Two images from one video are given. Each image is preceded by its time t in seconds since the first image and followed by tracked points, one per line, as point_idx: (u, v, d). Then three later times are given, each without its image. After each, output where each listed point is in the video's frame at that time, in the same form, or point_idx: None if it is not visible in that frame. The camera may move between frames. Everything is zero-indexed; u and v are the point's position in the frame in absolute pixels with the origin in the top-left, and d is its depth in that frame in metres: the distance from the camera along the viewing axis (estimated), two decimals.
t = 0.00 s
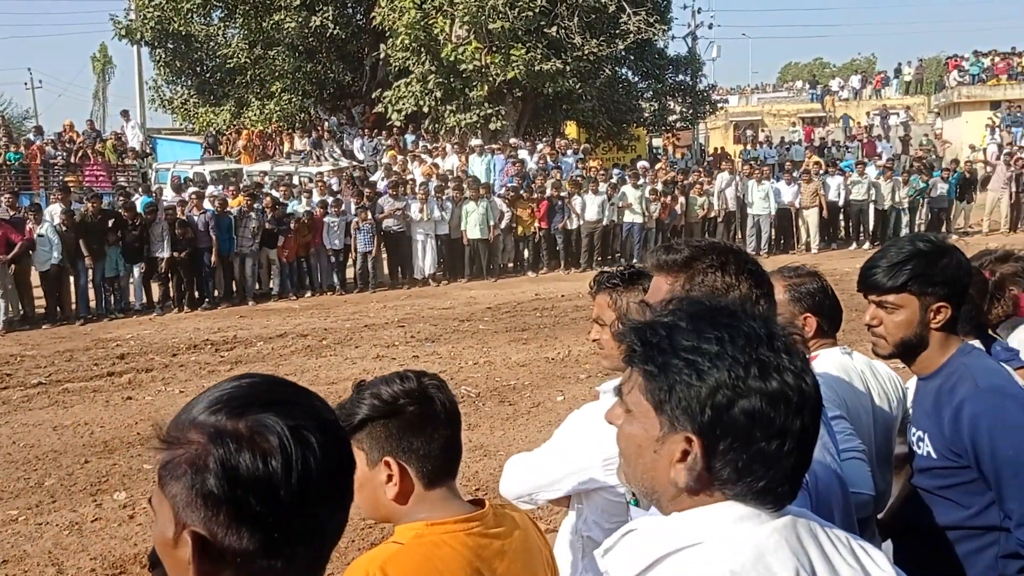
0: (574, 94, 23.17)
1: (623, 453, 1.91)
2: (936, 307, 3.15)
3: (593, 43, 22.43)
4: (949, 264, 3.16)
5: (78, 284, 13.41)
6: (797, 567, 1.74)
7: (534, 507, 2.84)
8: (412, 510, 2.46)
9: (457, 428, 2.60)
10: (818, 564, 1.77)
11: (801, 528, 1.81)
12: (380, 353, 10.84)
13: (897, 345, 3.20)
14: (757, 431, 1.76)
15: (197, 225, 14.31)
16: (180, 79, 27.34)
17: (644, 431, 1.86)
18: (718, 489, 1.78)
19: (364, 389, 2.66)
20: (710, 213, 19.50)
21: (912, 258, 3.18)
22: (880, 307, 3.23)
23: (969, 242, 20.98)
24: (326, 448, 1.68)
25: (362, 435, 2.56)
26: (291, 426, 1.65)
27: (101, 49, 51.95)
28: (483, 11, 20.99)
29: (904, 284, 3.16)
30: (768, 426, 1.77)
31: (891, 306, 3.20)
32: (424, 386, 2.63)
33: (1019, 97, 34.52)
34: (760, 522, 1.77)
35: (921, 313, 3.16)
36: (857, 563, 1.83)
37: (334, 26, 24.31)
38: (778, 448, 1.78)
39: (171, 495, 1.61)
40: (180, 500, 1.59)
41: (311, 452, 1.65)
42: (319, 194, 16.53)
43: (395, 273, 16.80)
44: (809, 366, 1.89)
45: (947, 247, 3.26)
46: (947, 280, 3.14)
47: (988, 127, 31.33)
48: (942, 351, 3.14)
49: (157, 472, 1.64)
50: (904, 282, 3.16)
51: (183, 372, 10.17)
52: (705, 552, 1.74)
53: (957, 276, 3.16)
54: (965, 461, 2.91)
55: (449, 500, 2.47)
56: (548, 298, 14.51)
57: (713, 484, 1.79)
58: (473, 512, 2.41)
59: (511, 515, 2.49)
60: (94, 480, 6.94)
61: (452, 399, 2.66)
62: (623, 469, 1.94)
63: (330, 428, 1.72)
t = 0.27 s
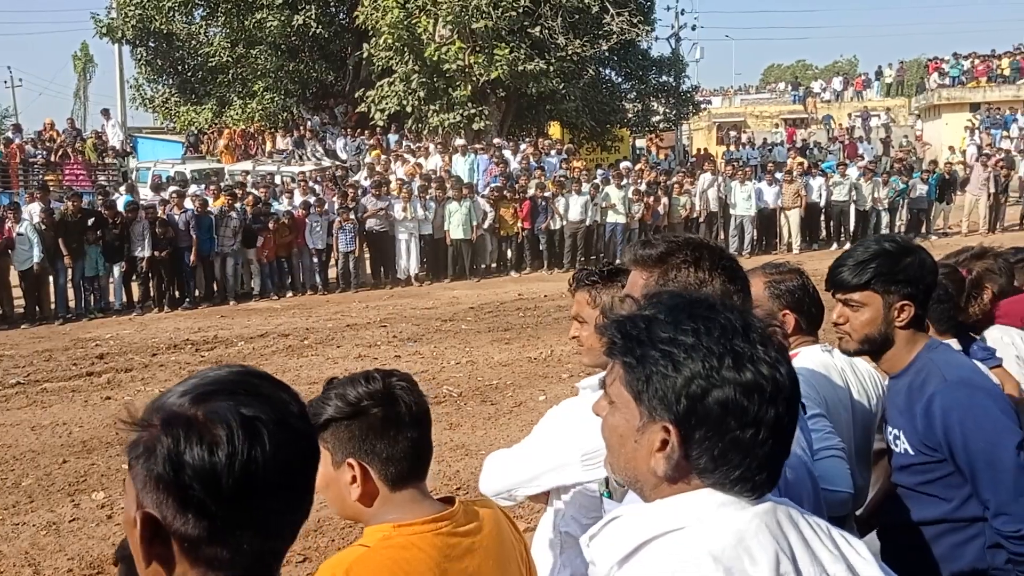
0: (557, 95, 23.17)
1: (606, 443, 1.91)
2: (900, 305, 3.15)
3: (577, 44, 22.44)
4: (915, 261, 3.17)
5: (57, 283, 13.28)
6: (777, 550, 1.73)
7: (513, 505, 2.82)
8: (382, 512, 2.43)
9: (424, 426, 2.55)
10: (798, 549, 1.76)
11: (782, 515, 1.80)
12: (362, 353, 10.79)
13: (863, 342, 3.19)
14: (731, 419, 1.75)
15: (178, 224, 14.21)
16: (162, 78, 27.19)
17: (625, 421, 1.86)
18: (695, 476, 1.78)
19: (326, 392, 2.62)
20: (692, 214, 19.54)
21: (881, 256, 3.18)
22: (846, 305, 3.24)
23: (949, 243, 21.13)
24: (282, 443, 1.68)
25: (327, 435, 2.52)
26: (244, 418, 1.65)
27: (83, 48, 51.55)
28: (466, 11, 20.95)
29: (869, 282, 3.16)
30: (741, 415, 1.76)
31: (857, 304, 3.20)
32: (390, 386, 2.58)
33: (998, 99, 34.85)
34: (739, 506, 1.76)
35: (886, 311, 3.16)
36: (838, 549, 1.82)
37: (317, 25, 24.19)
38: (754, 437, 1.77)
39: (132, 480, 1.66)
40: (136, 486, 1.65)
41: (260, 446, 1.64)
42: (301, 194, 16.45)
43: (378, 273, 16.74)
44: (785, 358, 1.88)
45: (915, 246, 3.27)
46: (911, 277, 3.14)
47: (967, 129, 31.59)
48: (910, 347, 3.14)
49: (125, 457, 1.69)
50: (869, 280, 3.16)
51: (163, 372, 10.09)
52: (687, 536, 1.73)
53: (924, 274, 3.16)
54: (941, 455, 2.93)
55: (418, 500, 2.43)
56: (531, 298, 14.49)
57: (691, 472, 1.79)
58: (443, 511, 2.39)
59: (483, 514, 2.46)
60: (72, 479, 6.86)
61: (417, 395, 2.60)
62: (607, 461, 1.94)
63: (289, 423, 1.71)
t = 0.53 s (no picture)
0: (531, 94, 23.16)
1: (578, 436, 1.92)
2: (866, 302, 3.17)
3: (550, 43, 22.41)
4: (882, 258, 3.20)
5: (22, 281, 13.05)
6: (740, 542, 1.71)
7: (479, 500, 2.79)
8: (335, 513, 2.39)
9: (381, 424, 2.50)
10: (762, 543, 1.74)
11: (748, 508, 1.78)
12: (333, 352, 10.71)
13: (832, 340, 3.22)
14: (690, 415, 1.75)
15: (146, 222, 14.04)
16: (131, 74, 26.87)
17: (595, 414, 1.85)
18: (655, 469, 1.78)
19: (279, 395, 2.56)
20: (664, 213, 19.60)
21: (852, 254, 3.20)
22: (814, 301, 3.27)
23: (917, 243, 21.39)
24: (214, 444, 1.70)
25: (278, 433, 2.49)
26: (174, 417, 1.68)
27: (50, 44, 50.82)
28: (440, 9, 20.90)
29: (834, 278, 3.20)
30: (700, 411, 1.75)
31: (824, 300, 3.23)
32: (342, 387, 2.51)
33: (965, 102, 35.35)
34: (702, 498, 1.74)
35: (852, 307, 3.18)
36: (804, 543, 1.80)
37: (288, 22, 23.97)
38: (713, 432, 1.76)
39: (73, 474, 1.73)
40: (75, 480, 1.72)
41: (185, 447, 1.67)
42: (272, 192, 16.28)
43: (350, 272, 16.63)
44: (749, 356, 1.87)
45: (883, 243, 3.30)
46: (877, 275, 3.17)
47: (935, 131, 32.00)
48: (881, 344, 3.17)
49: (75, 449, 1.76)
50: (837, 277, 3.19)
51: (131, 372, 9.94)
52: (651, 527, 1.71)
53: (894, 271, 3.19)
54: (912, 452, 2.93)
55: (371, 502, 2.39)
56: (504, 297, 14.47)
57: (650, 464, 1.78)
58: (398, 511, 2.36)
59: (441, 513, 2.43)
60: (37, 480, 6.74)
61: (370, 394, 2.54)
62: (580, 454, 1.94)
63: (222, 424, 1.73)
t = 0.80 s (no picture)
0: (503, 91, 23.13)
1: (517, 430, 1.90)
2: (877, 301, 3.15)
3: (523, 40, 22.36)
4: (894, 256, 3.18)
5: None
6: (666, 546, 1.65)
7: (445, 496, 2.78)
8: (287, 512, 2.38)
9: (327, 424, 2.49)
10: (693, 549, 1.68)
11: (679, 511, 1.72)
12: (302, 350, 10.63)
13: (838, 339, 3.20)
14: (600, 412, 1.71)
15: (112, 218, 13.84)
16: (99, 68, 26.54)
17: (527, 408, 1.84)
18: (576, 467, 1.76)
19: (235, 394, 2.59)
20: (635, 211, 19.64)
21: (866, 251, 3.18)
22: (822, 299, 3.24)
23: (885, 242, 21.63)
24: (149, 442, 1.78)
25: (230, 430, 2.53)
26: (111, 417, 1.77)
27: (15, 37, 50.01)
28: (411, 5, 20.82)
29: (843, 275, 3.17)
30: (609, 407, 1.71)
31: (832, 299, 3.20)
32: (288, 387, 2.52)
33: (932, 103, 35.80)
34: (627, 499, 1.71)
35: (862, 305, 3.16)
36: (735, 547, 1.73)
37: (259, 17, 23.73)
38: (629, 429, 1.71)
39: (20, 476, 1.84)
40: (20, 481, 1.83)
41: (120, 448, 1.75)
42: (242, 188, 16.12)
43: (321, 269, 16.53)
44: (677, 349, 1.81)
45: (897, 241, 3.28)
46: (890, 272, 3.14)
47: (902, 131, 32.40)
48: (886, 348, 3.16)
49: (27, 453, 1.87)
50: (849, 276, 3.16)
51: (97, 369, 9.81)
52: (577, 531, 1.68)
53: (906, 268, 3.16)
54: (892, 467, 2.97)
55: (327, 502, 2.37)
56: (475, 295, 14.43)
57: (571, 463, 1.76)
58: (353, 510, 2.33)
59: (398, 512, 2.39)
60: None
61: (319, 396, 2.53)
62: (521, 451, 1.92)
63: (158, 425, 1.80)
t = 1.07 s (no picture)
0: (480, 91, 23.11)
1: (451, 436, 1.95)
2: (876, 317, 3.07)
3: (500, 40, 22.31)
4: (899, 269, 3.09)
5: None
6: (590, 562, 1.71)
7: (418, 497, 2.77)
8: (246, 518, 2.39)
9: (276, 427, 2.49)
10: (619, 564, 1.74)
11: (605, 525, 1.78)
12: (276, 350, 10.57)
13: (835, 354, 3.14)
14: (518, 422, 1.76)
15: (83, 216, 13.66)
16: (71, 65, 26.26)
17: (456, 414, 1.90)
18: (499, 477, 1.81)
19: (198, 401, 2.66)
20: (611, 212, 19.66)
21: (870, 265, 3.09)
22: (820, 312, 3.16)
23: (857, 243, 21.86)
24: (105, 447, 1.77)
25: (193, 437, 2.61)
26: (70, 420, 1.77)
27: None
28: (387, 4, 20.76)
29: (841, 288, 3.09)
30: (527, 418, 1.75)
31: (831, 312, 3.13)
32: (240, 394, 2.57)
33: (903, 106, 36.23)
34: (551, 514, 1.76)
35: (859, 319, 3.09)
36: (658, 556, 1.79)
37: (233, 14, 23.52)
38: (548, 441, 1.75)
39: None
40: None
41: (76, 451, 1.74)
42: (216, 187, 15.98)
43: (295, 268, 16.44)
44: (603, 359, 1.84)
45: (904, 254, 3.18)
46: (890, 287, 3.05)
47: (875, 133, 32.74)
48: (888, 365, 3.08)
49: None
50: (848, 289, 3.08)
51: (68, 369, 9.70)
52: (502, 547, 1.72)
53: (912, 285, 3.07)
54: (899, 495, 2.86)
55: (289, 507, 2.38)
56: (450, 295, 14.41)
57: (493, 473, 1.82)
58: (317, 515, 2.34)
59: (363, 516, 2.40)
60: None
61: (270, 403, 2.56)
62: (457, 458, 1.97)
63: (117, 429, 1.79)
